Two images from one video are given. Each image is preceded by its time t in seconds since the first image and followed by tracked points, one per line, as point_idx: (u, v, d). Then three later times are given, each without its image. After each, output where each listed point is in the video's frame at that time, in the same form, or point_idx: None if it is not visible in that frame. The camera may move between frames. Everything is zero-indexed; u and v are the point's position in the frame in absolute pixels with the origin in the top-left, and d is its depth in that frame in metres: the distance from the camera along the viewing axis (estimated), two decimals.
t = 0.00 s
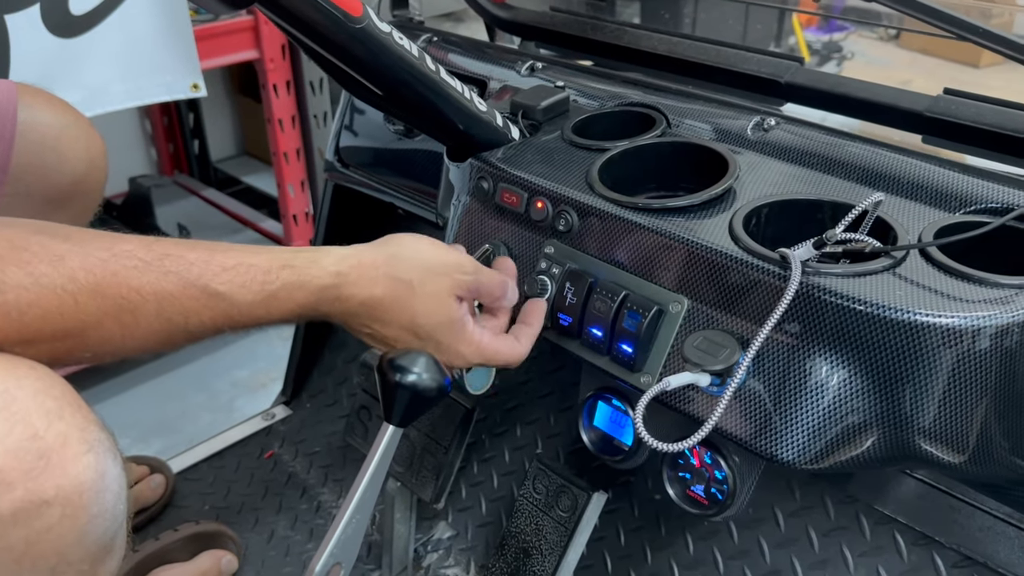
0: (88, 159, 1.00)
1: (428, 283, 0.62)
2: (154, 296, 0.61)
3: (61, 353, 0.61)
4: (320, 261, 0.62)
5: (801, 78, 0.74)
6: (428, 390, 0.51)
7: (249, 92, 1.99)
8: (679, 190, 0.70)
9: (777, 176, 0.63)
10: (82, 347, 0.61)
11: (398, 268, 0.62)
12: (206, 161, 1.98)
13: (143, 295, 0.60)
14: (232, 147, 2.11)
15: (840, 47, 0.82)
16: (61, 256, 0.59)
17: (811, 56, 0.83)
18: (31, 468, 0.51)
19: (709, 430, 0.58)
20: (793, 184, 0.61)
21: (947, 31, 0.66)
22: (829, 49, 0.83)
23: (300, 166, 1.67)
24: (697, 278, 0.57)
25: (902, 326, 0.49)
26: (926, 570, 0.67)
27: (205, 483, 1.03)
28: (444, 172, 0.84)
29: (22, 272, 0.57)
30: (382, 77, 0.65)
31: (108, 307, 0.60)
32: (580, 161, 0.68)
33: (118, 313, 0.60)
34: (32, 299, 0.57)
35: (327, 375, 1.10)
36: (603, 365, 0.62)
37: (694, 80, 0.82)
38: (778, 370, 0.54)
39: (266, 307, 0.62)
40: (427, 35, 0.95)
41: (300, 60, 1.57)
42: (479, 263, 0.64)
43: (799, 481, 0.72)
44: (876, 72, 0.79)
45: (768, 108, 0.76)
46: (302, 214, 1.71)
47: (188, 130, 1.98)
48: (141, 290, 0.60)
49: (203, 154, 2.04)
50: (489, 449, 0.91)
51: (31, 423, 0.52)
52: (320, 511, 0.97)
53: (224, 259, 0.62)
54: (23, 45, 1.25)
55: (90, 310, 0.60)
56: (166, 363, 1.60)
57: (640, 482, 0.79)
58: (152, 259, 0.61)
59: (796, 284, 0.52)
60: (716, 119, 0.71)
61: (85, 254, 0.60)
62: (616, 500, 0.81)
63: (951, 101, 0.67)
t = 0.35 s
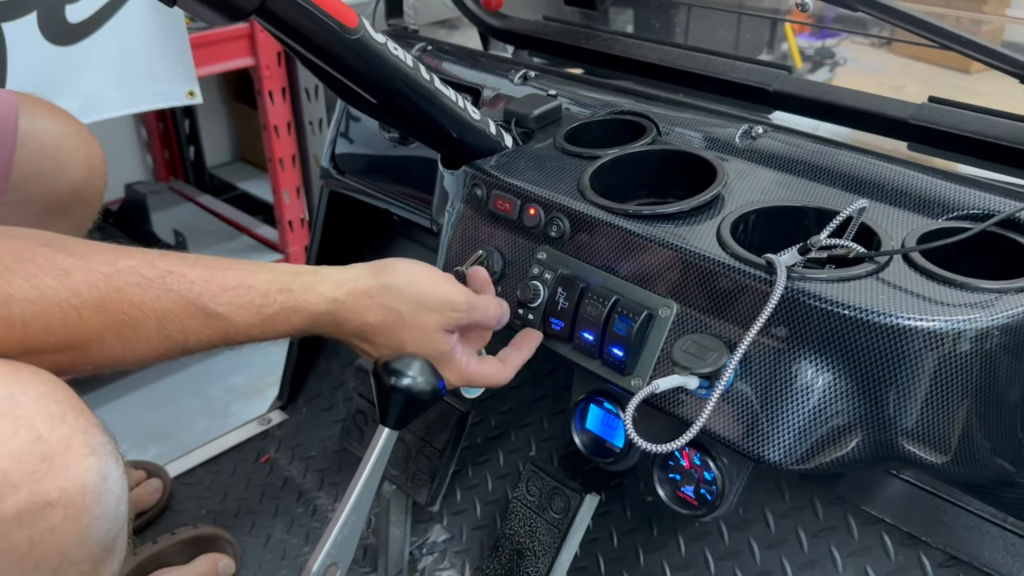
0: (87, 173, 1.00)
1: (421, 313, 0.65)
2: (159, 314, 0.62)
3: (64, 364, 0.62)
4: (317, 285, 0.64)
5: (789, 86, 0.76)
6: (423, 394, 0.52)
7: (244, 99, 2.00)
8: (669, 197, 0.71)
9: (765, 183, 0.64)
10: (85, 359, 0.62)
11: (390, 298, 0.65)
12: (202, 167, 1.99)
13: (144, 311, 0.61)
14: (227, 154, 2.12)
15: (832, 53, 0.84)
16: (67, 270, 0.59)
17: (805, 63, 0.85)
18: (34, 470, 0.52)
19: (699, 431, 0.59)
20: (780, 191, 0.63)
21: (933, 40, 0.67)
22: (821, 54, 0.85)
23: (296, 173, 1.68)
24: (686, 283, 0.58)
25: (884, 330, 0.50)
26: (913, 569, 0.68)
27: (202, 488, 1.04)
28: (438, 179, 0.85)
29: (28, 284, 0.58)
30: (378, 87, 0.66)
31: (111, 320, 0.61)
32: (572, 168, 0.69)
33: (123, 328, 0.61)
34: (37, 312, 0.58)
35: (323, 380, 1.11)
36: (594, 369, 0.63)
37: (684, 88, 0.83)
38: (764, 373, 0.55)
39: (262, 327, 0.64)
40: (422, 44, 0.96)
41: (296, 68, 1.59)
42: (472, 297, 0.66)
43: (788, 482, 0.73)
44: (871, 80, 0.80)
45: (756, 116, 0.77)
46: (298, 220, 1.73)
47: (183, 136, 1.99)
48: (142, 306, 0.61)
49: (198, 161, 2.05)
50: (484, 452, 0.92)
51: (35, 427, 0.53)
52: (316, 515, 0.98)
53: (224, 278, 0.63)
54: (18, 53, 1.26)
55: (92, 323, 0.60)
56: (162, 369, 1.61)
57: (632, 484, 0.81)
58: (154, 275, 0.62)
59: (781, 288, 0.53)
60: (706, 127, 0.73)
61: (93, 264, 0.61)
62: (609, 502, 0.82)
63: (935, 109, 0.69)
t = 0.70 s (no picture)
0: (98, 192, 1.03)
1: (416, 306, 0.64)
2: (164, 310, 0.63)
3: (81, 363, 0.64)
4: (316, 284, 0.64)
5: (780, 98, 0.78)
6: (423, 396, 0.54)
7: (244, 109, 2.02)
8: (663, 207, 0.73)
9: (755, 193, 0.66)
10: (100, 357, 0.63)
11: (385, 288, 0.63)
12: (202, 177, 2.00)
13: (156, 310, 0.63)
14: (227, 163, 2.14)
15: (826, 62, 0.85)
16: (82, 273, 0.62)
17: (799, 72, 0.87)
18: (56, 467, 0.53)
19: (691, 433, 0.61)
20: (770, 201, 0.65)
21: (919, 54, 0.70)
22: (815, 64, 0.86)
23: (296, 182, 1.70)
24: (680, 289, 0.60)
25: (870, 334, 0.52)
26: (902, 569, 0.70)
27: (205, 492, 1.05)
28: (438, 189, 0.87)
29: (47, 285, 0.60)
30: (381, 100, 0.68)
31: (122, 321, 0.62)
32: (569, 178, 0.71)
33: (131, 326, 0.63)
34: (57, 311, 0.60)
35: (323, 387, 1.12)
36: (591, 373, 0.64)
37: (678, 101, 0.85)
38: (755, 376, 0.57)
39: (267, 325, 0.64)
40: (421, 57, 0.98)
41: (296, 79, 1.61)
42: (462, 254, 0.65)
43: (780, 484, 0.75)
44: (863, 89, 0.81)
45: (749, 128, 0.80)
46: (298, 229, 1.74)
47: (184, 146, 2.01)
48: (154, 305, 0.63)
49: (198, 170, 2.07)
50: (483, 456, 0.94)
51: (58, 424, 0.54)
52: (318, 519, 0.99)
53: (228, 279, 0.65)
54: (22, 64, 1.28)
55: (108, 323, 0.62)
56: (164, 376, 1.63)
57: (628, 487, 0.83)
58: (164, 276, 0.63)
59: (770, 294, 0.55)
60: (698, 139, 0.75)
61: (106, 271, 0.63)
62: (606, 505, 0.84)
63: (922, 120, 0.71)
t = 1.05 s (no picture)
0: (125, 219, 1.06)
1: (388, 216, 0.58)
2: (99, 242, 0.51)
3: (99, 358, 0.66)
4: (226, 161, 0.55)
5: (768, 115, 0.81)
6: (426, 398, 0.57)
7: (247, 122, 2.05)
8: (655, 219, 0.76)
9: (742, 206, 0.69)
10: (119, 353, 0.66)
11: (301, 171, 0.55)
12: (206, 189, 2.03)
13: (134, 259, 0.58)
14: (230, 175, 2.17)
15: (821, 76, 0.82)
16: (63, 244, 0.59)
17: (795, 87, 0.85)
18: (89, 469, 0.56)
19: (680, 433, 0.63)
20: (754, 212, 0.68)
21: (904, 74, 0.73)
22: (812, 78, 0.83)
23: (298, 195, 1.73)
24: (670, 298, 0.63)
25: (850, 340, 0.55)
26: (886, 569, 0.72)
27: (210, 498, 1.08)
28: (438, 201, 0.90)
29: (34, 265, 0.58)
30: (384, 118, 0.71)
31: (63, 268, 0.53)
32: (564, 191, 0.74)
33: (74, 284, 0.51)
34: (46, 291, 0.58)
35: (326, 394, 1.15)
36: (584, 377, 0.67)
37: (670, 117, 0.89)
38: (740, 379, 0.60)
39: (173, 214, 0.52)
40: (422, 74, 1.02)
41: (298, 94, 1.64)
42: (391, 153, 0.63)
43: (769, 486, 0.78)
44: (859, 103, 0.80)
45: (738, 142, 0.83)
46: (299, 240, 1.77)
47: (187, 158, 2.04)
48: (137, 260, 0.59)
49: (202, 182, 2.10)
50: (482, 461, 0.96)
51: (91, 431, 0.57)
52: (321, 523, 1.02)
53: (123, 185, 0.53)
54: (32, 82, 1.32)
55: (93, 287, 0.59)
56: (169, 385, 1.66)
57: (623, 489, 0.85)
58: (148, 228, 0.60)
59: (753, 301, 0.58)
60: (688, 154, 0.78)
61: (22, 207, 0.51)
62: (601, 507, 0.87)
63: (903, 135, 0.74)
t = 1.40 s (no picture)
0: (179, 278, 1.09)
1: None
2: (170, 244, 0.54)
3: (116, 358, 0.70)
4: None
5: (752, 133, 0.85)
6: (422, 397, 0.61)
7: (252, 139, 2.10)
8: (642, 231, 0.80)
9: (724, 219, 0.73)
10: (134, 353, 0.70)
11: None
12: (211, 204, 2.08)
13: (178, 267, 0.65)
14: (234, 191, 2.22)
15: (818, 93, 0.82)
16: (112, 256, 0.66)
17: (791, 104, 0.85)
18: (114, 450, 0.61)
19: (663, 432, 0.67)
20: (735, 225, 0.72)
21: (875, 91, 0.76)
22: (807, 95, 0.84)
23: (302, 210, 1.78)
24: (656, 307, 0.67)
25: (821, 343, 0.59)
26: (864, 566, 0.75)
27: (215, 502, 1.12)
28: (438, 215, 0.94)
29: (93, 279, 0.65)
30: (386, 136, 0.75)
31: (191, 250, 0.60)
32: (555, 206, 0.78)
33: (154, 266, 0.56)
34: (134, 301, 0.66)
35: (328, 402, 1.19)
36: (574, 380, 0.71)
37: (659, 135, 0.93)
38: (719, 380, 0.63)
39: None
40: (422, 94, 1.06)
41: (302, 111, 1.68)
42: None
43: (752, 488, 0.82)
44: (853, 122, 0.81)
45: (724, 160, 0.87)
46: (303, 254, 1.81)
47: (192, 174, 2.08)
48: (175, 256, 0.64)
49: (207, 198, 2.14)
50: (478, 466, 1.00)
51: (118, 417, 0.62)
52: (322, 526, 1.06)
53: None
54: (43, 100, 1.37)
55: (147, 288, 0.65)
56: (174, 395, 1.70)
57: (614, 493, 0.89)
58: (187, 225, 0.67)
59: (729, 308, 0.62)
60: (675, 170, 0.82)
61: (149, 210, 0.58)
62: (593, 510, 0.90)
63: (878, 153, 0.77)
